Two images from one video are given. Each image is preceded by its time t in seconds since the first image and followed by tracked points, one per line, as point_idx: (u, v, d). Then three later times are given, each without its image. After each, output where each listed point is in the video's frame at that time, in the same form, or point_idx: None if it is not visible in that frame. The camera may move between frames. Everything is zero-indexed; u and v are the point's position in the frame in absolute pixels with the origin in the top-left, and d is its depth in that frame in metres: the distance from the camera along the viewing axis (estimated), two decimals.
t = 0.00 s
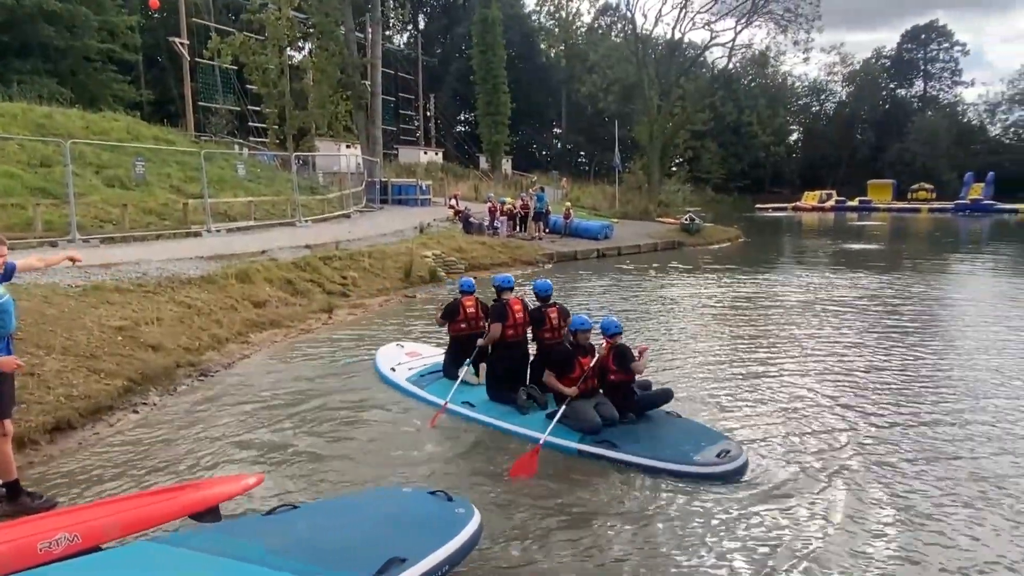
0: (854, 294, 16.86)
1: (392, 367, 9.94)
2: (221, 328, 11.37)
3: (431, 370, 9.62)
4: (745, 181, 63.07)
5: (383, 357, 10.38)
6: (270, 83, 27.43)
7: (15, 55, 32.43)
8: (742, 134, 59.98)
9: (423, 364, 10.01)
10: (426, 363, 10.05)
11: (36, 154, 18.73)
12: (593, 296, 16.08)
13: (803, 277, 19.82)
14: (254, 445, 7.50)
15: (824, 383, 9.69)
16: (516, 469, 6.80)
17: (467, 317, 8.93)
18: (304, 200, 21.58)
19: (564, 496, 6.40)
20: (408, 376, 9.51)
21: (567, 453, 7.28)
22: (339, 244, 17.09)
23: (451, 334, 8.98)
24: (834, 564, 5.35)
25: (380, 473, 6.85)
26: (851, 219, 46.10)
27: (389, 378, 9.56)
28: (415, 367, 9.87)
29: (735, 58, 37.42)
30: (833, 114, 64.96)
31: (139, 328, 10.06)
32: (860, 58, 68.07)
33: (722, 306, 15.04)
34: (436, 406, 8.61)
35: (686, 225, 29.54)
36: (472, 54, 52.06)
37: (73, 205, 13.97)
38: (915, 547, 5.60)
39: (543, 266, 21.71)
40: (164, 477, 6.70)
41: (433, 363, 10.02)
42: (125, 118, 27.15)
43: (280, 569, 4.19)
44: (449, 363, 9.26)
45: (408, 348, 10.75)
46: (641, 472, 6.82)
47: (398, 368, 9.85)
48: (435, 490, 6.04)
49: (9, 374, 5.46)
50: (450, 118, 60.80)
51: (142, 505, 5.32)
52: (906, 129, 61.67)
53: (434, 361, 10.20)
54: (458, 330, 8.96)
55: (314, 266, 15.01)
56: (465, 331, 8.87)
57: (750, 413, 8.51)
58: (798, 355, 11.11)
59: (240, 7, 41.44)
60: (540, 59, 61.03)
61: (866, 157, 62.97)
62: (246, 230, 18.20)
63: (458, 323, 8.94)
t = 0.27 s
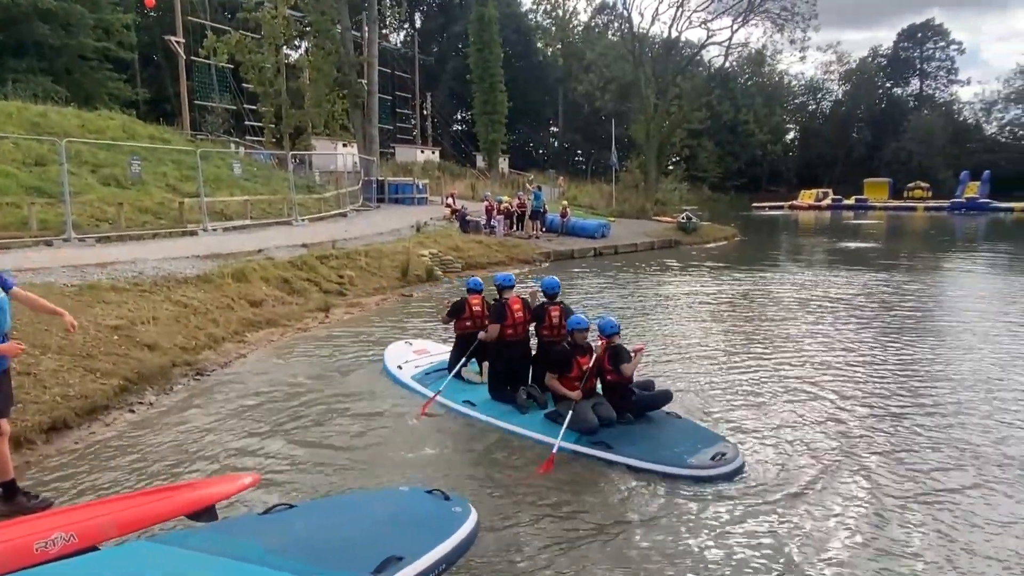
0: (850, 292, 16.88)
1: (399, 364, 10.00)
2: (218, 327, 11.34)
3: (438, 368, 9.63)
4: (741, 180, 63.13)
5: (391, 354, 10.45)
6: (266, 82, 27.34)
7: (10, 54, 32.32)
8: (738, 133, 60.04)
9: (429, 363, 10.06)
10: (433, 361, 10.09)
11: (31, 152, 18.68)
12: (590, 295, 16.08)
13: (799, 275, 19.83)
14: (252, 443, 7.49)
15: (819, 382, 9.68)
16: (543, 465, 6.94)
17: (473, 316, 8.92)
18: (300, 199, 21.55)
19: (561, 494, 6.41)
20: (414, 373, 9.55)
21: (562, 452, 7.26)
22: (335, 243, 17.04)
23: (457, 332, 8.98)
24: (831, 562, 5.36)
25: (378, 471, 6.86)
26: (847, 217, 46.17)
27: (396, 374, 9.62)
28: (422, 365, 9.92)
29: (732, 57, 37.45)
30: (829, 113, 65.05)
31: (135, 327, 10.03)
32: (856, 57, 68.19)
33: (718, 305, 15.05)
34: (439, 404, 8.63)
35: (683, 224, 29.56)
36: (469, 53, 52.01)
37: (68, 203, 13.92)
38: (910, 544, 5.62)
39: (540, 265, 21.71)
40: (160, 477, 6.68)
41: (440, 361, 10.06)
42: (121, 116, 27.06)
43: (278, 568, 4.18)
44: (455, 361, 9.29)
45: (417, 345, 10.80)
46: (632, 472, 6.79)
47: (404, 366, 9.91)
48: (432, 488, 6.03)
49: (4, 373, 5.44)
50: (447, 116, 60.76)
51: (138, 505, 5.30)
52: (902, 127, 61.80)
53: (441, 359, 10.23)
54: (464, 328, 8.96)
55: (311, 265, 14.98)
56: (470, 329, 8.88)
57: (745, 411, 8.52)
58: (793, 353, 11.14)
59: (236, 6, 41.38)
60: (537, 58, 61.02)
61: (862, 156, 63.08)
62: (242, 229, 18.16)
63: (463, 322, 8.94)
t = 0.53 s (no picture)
0: (847, 291, 16.90)
1: (408, 361, 10.03)
2: (216, 326, 11.34)
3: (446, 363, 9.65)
4: (739, 179, 63.16)
5: (401, 352, 10.49)
6: (264, 81, 27.31)
7: (8, 53, 32.27)
8: (736, 131, 60.08)
9: (438, 360, 10.05)
10: (441, 359, 10.09)
11: (29, 151, 18.65)
12: (588, 293, 16.08)
13: (797, 274, 19.84)
14: (251, 443, 7.48)
15: (818, 380, 9.69)
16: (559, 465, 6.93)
17: (478, 314, 8.91)
18: (298, 197, 21.55)
19: (558, 493, 6.42)
20: (422, 370, 9.57)
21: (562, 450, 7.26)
22: (333, 242, 17.02)
23: (463, 330, 8.99)
24: (828, 560, 5.37)
25: (377, 470, 6.86)
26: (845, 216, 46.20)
27: (404, 372, 9.65)
28: (430, 362, 9.92)
29: (730, 55, 37.45)
30: (827, 111, 65.08)
31: (133, 327, 10.02)
32: (854, 55, 68.20)
33: (716, 303, 15.06)
34: (443, 401, 8.68)
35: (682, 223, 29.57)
36: (467, 51, 51.94)
37: (66, 202, 13.90)
38: (908, 542, 5.64)
39: (539, 263, 21.72)
40: (159, 476, 6.69)
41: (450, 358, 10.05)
42: (119, 115, 27.01)
43: (277, 568, 4.19)
44: (460, 358, 9.31)
45: (427, 343, 10.82)
46: (625, 472, 6.77)
47: (413, 363, 9.93)
48: (430, 487, 6.04)
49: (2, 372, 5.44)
50: (445, 115, 60.73)
51: (136, 504, 5.31)
52: (900, 126, 61.84)
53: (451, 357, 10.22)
54: (468, 326, 8.96)
55: (309, 264, 14.98)
56: (474, 327, 8.88)
57: (745, 409, 8.52)
58: (792, 352, 11.14)
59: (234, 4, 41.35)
60: (535, 57, 60.99)
61: (861, 154, 63.11)
62: (241, 228, 18.15)
63: (468, 320, 8.94)
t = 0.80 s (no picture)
0: (847, 289, 16.89)
1: (418, 358, 10.10)
2: (215, 326, 11.34)
3: (455, 361, 9.64)
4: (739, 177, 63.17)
5: (413, 348, 10.57)
6: (264, 80, 27.29)
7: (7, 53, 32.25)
8: (736, 130, 60.05)
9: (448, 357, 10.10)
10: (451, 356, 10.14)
11: (28, 151, 18.64)
12: (588, 293, 16.06)
13: (796, 272, 19.82)
14: (251, 442, 7.48)
15: (818, 378, 9.67)
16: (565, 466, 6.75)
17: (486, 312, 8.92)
18: (298, 197, 21.56)
19: (558, 493, 6.39)
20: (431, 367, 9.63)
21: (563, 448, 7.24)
22: (333, 242, 17.00)
23: (471, 328, 9.01)
24: (830, 558, 5.37)
25: (378, 470, 6.85)
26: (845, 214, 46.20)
27: (414, 369, 9.73)
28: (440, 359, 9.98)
29: (729, 54, 37.43)
30: (826, 110, 65.07)
31: (133, 326, 10.02)
32: (854, 53, 68.17)
33: (716, 302, 15.05)
34: (448, 398, 8.69)
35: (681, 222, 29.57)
36: (466, 50, 51.90)
37: (65, 202, 13.89)
38: (910, 541, 5.63)
39: (538, 262, 21.73)
40: (158, 476, 6.69)
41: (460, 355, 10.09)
42: (117, 115, 26.99)
43: (276, 568, 4.19)
44: (468, 356, 9.33)
45: (440, 340, 10.88)
46: (620, 475, 6.68)
47: (423, 360, 10.01)
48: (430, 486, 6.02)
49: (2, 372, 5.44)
50: (444, 114, 60.70)
51: (136, 504, 5.30)
52: (899, 124, 61.84)
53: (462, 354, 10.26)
54: (476, 324, 8.98)
55: (309, 263, 14.97)
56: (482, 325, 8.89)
57: (745, 408, 8.51)
58: (792, 350, 11.12)
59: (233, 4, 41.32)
60: (535, 56, 60.94)
61: (860, 153, 63.10)
62: (240, 227, 18.14)
63: (477, 318, 8.95)
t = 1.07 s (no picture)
0: (847, 288, 16.88)
1: (428, 356, 10.27)
2: (215, 326, 11.34)
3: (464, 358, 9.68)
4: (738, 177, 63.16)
5: (424, 347, 10.74)
6: (263, 80, 27.23)
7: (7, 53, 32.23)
8: (735, 129, 60.01)
9: (457, 357, 10.24)
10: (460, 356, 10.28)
11: (27, 151, 18.63)
12: (587, 292, 16.04)
13: (796, 271, 19.81)
14: (252, 442, 7.47)
15: (819, 377, 9.66)
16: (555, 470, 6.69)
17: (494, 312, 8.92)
18: (298, 197, 21.54)
19: (558, 492, 6.39)
20: (440, 365, 9.78)
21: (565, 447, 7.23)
22: (333, 241, 16.97)
23: (479, 328, 9.03)
24: (831, 558, 5.37)
25: (380, 469, 6.85)
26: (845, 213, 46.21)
27: (423, 366, 9.90)
28: (449, 359, 10.13)
29: (729, 53, 37.39)
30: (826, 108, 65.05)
31: (133, 326, 10.02)
32: (854, 52, 68.13)
33: (717, 301, 15.03)
34: (453, 396, 8.73)
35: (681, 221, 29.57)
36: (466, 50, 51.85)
37: (64, 202, 13.87)
38: (911, 540, 5.63)
39: (538, 262, 21.72)
40: (159, 476, 6.69)
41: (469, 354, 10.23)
42: (117, 114, 26.97)
43: (276, 567, 4.19)
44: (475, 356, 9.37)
45: (452, 340, 11.03)
46: (615, 475, 6.65)
47: (432, 358, 10.17)
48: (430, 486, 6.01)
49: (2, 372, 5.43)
50: (444, 113, 60.68)
51: (136, 504, 5.30)
52: (899, 123, 61.81)
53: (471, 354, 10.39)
54: (484, 324, 8.99)
55: (308, 263, 14.96)
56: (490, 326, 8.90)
57: (747, 406, 8.50)
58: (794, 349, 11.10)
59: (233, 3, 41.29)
60: (535, 55, 60.88)
61: (860, 151, 63.08)
62: (240, 227, 18.13)
63: (485, 318, 8.96)
